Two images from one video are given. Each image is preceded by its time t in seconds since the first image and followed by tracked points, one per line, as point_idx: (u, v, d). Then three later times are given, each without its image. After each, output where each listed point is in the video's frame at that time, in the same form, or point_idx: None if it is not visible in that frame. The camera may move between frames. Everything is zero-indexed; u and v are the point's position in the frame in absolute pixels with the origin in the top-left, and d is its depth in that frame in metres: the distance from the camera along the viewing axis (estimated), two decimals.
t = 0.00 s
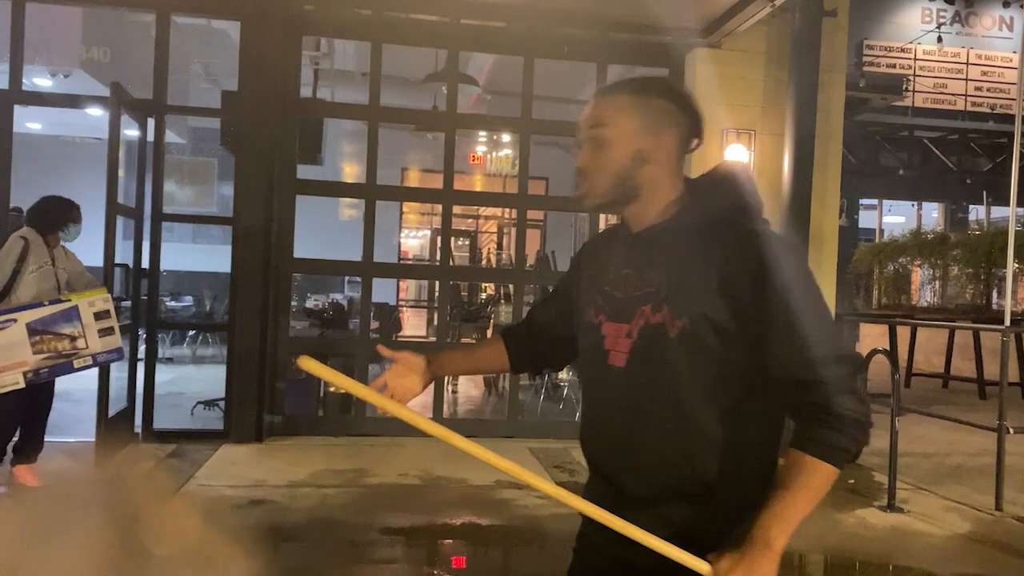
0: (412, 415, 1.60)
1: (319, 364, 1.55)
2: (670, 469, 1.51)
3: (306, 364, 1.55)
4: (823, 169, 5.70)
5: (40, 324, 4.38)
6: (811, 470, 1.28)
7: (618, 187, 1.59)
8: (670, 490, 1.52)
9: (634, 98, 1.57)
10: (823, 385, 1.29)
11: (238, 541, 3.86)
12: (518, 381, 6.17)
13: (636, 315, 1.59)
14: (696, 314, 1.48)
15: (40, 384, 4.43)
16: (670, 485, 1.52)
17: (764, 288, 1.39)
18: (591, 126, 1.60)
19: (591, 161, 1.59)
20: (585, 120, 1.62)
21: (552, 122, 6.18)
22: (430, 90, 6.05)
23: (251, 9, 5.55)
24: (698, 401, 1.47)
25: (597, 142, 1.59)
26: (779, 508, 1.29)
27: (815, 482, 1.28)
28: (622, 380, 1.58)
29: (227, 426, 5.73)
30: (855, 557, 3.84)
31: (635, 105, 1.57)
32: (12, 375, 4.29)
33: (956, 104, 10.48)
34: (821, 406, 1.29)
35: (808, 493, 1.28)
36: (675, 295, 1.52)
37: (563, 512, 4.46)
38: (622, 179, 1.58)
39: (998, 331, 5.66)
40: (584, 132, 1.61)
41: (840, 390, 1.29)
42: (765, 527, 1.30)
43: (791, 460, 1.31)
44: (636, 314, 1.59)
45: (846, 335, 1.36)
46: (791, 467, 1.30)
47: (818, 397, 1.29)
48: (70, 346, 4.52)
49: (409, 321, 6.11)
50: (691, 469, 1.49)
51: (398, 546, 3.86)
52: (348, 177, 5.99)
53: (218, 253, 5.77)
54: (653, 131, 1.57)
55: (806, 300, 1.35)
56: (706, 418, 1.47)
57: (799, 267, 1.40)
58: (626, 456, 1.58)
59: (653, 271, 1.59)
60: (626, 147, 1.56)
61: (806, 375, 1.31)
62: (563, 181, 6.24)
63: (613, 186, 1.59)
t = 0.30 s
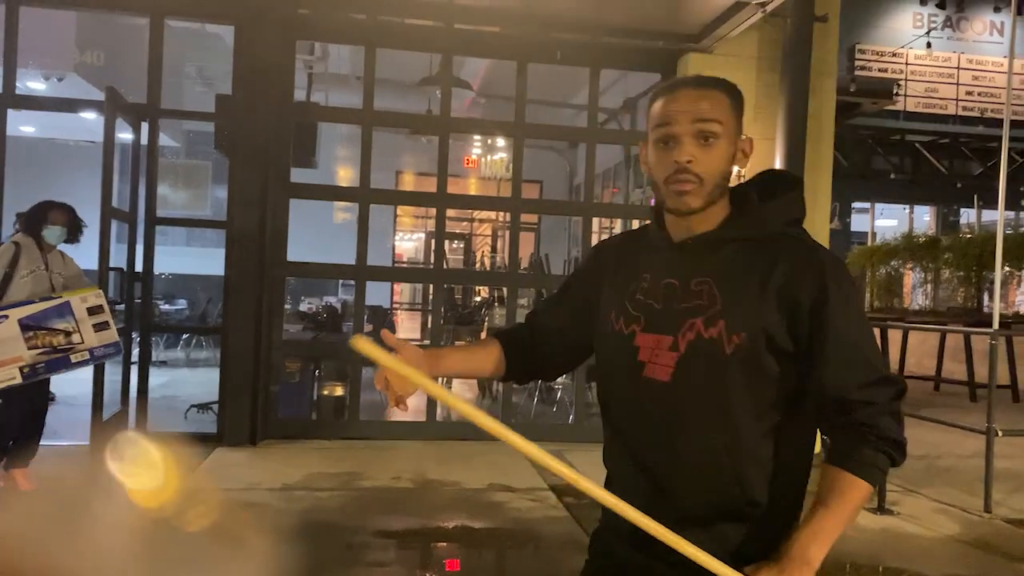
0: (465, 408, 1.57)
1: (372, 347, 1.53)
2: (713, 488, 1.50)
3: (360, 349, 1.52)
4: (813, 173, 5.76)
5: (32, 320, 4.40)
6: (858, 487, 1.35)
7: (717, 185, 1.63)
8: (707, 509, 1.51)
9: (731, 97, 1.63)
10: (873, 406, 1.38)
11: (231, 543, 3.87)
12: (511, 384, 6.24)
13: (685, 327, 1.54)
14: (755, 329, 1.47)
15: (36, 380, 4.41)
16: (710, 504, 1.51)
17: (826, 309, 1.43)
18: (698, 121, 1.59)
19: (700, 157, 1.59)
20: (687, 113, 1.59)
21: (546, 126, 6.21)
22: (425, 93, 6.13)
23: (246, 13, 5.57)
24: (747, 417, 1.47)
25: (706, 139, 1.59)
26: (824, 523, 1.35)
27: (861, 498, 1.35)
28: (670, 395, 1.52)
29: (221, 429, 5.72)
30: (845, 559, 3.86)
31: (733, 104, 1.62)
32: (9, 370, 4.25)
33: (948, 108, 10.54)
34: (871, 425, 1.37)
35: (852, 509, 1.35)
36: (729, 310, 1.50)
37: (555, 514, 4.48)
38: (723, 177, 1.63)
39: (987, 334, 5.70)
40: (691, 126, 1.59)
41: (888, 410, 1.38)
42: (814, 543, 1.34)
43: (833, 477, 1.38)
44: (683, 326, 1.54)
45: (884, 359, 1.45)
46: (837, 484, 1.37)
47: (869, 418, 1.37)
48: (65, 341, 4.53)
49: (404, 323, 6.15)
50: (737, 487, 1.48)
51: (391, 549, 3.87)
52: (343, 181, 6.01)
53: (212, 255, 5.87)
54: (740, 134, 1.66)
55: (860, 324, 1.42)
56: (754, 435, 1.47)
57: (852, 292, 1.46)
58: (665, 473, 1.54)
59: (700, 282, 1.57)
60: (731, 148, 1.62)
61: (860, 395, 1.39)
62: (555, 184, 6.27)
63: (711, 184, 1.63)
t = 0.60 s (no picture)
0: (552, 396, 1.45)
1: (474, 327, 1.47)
2: (729, 497, 1.54)
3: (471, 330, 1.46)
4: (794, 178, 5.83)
5: (8, 325, 4.35)
6: (867, 496, 1.47)
7: (715, 196, 1.67)
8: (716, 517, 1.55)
9: (738, 106, 1.68)
10: (881, 419, 1.52)
11: (213, 548, 3.85)
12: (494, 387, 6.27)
13: (704, 338, 1.57)
14: (776, 342, 1.55)
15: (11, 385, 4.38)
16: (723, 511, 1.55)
17: (842, 325, 1.54)
18: (699, 128, 1.64)
19: (697, 164, 1.64)
20: (687, 121, 1.66)
21: (529, 131, 6.23)
22: (408, 97, 6.09)
23: (228, 16, 5.55)
24: (761, 428, 1.54)
25: (704, 146, 1.64)
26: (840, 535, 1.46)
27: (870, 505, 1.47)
28: (689, 404, 1.55)
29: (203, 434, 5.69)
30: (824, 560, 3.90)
31: (742, 118, 1.67)
32: None
33: (926, 114, 10.66)
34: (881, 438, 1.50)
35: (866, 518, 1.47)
36: (751, 321, 1.56)
37: (537, 518, 4.50)
38: (722, 188, 1.67)
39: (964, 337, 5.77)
40: (690, 134, 1.65)
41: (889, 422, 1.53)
42: (835, 552, 1.45)
43: (842, 488, 1.50)
44: (702, 337, 1.57)
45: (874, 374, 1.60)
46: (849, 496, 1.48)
47: (877, 430, 1.51)
48: (41, 346, 4.48)
49: (387, 328, 6.12)
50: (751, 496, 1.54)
51: (374, 553, 3.87)
52: (326, 184, 6.01)
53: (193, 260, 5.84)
54: (750, 143, 1.68)
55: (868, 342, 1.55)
56: (768, 445, 1.54)
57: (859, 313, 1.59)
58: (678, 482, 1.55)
59: (716, 293, 1.62)
60: (732, 156, 1.65)
61: (870, 408, 1.52)
62: (539, 188, 6.30)
63: (710, 192, 1.66)
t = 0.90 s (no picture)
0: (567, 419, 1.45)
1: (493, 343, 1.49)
2: (698, 491, 1.57)
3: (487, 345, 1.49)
4: (769, 178, 5.90)
5: None
6: (830, 502, 1.56)
7: (684, 198, 1.70)
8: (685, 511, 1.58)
9: (714, 113, 1.72)
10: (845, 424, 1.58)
11: (189, 549, 3.83)
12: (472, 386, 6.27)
13: (677, 331, 1.59)
14: (746, 339, 1.58)
15: None
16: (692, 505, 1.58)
17: (810, 327, 1.59)
18: (673, 132, 1.68)
19: (667, 168, 1.67)
20: (661, 125, 1.69)
21: (507, 130, 6.25)
22: (385, 96, 6.08)
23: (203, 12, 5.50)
24: (730, 424, 1.57)
25: (676, 151, 1.67)
26: (810, 545, 1.56)
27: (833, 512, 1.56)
28: (661, 399, 1.57)
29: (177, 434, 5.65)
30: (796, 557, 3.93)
31: (717, 123, 1.71)
32: None
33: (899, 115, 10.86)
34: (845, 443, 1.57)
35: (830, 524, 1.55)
36: (724, 317, 1.59)
37: (514, 516, 4.52)
38: (694, 190, 1.70)
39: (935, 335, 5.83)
40: (663, 138, 1.68)
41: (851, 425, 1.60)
42: (805, 560, 1.56)
43: (809, 495, 1.58)
44: (676, 330, 1.59)
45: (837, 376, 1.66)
46: (815, 503, 1.57)
47: (841, 436, 1.57)
48: None
49: (364, 328, 6.11)
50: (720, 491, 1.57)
51: (350, 553, 3.86)
52: (304, 183, 5.97)
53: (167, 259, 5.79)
54: (725, 148, 1.73)
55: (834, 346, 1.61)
56: (736, 441, 1.58)
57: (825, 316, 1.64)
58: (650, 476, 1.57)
59: (691, 288, 1.64)
60: (704, 161, 1.68)
61: (836, 413, 1.58)
62: (517, 188, 6.31)
63: (680, 197, 1.69)
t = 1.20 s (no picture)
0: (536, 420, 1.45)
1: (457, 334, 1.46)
2: (667, 484, 1.56)
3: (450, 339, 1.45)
4: (749, 169, 5.92)
5: None
6: (797, 494, 1.57)
7: (652, 185, 1.69)
8: (657, 501, 1.57)
9: (678, 99, 1.70)
10: (812, 418, 1.58)
11: (172, 547, 3.80)
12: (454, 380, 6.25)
13: (647, 322, 1.57)
14: (717, 331, 1.56)
15: None
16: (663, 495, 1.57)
17: (781, 319, 1.58)
18: (637, 119, 1.67)
19: (632, 154, 1.67)
20: (626, 113, 1.68)
21: (486, 122, 6.22)
22: (363, 88, 6.03)
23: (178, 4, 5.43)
24: (700, 416, 1.56)
25: (642, 138, 1.67)
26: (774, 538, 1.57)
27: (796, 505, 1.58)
28: (631, 391, 1.55)
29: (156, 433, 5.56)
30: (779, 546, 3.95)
31: (681, 109, 1.70)
32: None
33: (876, 106, 11.13)
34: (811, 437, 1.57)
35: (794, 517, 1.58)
36: (696, 308, 1.57)
37: (498, 510, 4.51)
38: (661, 177, 1.69)
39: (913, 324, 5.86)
40: (627, 126, 1.68)
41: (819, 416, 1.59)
42: (771, 551, 1.57)
43: (775, 488, 1.58)
44: (645, 321, 1.57)
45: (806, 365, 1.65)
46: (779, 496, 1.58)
47: (809, 429, 1.57)
48: None
49: (346, 323, 6.08)
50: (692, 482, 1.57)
51: (333, 548, 3.84)
52: (282, 177, 5.92)
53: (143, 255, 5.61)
54: (691, 136, 1.71)
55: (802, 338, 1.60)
56: (707, 432, 1.57)
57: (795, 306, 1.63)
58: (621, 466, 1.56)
59: (663, 276, 1.61)
60: (669, 147, 1.67)
61: (803, 408, 1.57)
62: (498, 180, 6.28)
63: (649, 182, 1.68)
